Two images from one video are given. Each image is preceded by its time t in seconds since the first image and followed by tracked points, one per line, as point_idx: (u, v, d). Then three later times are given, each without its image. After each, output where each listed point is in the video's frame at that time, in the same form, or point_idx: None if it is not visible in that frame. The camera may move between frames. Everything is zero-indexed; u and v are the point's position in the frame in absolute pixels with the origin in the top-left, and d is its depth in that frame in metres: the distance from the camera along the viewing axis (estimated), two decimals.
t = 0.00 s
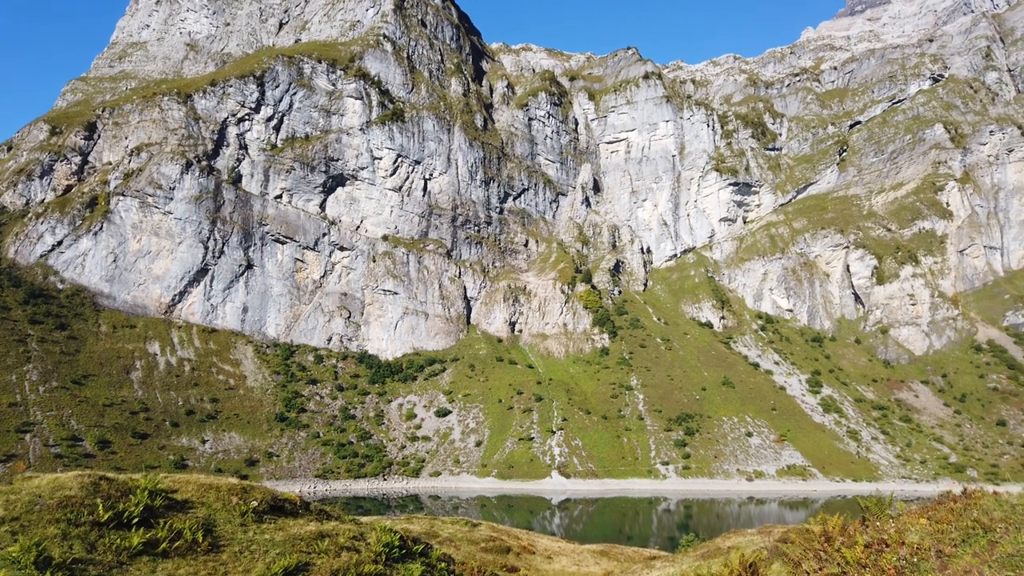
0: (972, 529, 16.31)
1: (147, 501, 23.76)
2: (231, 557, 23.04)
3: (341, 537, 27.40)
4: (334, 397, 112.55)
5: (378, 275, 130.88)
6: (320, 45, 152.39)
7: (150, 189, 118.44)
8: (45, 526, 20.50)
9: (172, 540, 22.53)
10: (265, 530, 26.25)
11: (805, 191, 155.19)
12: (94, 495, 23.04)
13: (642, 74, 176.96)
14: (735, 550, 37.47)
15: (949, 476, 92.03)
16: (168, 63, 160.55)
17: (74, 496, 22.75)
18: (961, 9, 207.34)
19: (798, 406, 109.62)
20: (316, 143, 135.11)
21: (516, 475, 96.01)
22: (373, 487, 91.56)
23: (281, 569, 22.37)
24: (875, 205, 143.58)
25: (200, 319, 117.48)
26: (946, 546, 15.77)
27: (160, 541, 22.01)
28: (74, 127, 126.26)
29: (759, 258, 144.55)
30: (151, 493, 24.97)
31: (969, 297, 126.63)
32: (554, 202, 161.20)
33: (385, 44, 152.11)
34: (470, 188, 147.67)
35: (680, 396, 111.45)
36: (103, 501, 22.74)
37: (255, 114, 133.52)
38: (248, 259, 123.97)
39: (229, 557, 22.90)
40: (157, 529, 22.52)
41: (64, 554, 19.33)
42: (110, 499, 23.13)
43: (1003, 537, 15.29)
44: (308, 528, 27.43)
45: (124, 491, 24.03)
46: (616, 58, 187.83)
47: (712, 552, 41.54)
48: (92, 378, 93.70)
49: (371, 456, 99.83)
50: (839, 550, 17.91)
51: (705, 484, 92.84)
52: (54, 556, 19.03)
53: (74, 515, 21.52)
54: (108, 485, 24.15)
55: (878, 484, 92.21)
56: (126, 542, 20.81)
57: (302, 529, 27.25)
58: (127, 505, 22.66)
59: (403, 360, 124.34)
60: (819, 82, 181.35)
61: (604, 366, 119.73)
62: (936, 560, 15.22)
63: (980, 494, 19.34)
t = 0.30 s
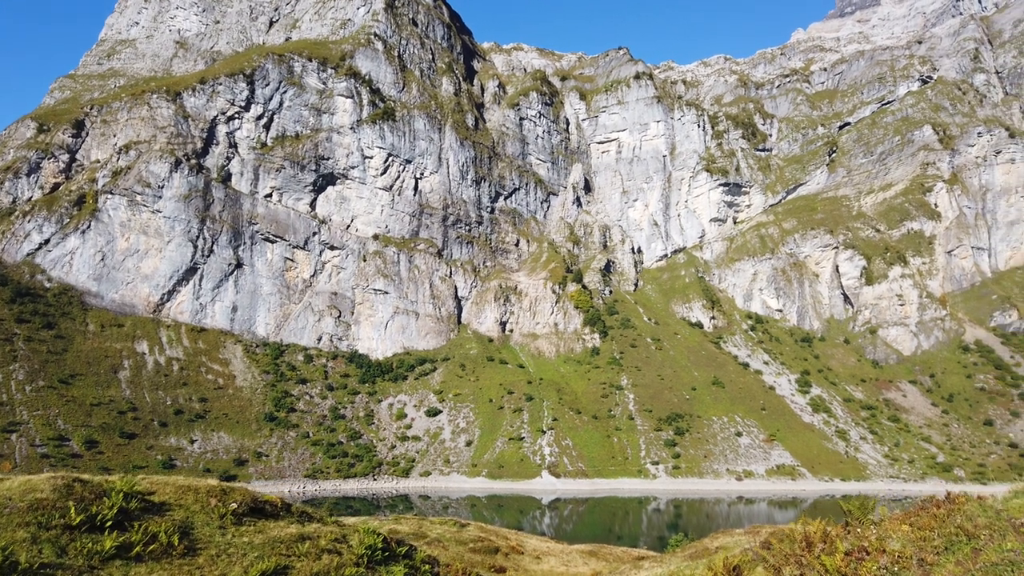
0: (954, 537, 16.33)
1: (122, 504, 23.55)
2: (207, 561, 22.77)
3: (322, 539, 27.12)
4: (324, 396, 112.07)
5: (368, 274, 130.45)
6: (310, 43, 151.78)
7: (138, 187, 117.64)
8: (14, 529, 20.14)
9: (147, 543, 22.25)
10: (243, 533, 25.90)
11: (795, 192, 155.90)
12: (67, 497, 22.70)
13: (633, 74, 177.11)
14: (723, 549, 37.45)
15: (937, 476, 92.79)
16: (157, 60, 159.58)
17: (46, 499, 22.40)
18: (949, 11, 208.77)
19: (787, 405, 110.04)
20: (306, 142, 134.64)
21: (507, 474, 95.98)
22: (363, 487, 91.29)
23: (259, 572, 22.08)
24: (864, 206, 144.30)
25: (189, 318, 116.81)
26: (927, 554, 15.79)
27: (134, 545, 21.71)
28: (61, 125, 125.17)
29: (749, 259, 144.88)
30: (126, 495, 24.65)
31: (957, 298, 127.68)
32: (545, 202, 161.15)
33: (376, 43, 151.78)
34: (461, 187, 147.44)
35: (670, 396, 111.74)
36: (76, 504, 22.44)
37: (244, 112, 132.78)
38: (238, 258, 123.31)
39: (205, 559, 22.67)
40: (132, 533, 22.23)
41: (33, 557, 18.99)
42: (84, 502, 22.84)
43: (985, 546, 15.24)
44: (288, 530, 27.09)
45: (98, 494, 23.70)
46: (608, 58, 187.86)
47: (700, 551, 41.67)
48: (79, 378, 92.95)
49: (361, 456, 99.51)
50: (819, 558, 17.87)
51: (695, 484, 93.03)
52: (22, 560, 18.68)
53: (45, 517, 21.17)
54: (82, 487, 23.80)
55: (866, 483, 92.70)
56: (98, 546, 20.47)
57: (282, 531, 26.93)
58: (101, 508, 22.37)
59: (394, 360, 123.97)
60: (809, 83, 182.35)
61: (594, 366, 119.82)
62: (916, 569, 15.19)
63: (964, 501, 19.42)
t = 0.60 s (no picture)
0: (930, 541, 16.05)
1: (88, 506, 22.57)
2: (175, 565, 21.89)
3: (297, 542, 26.52)
4: (309, 397, 111.37)
5: (353, 275, 129.74)
6: (296, 42, 151.02)
7: (120, 186, 116.43)
8: None
9: (112, 547, 21.17)
10: (215, 535, 25.08)
11: (780, 195, 157.20)
12: (30, 500, 21.55)
13: (619, 77, 177.58)
14: (702, 553, 37.20)
15: (917, 477, 93.72)
16: (141, 58, 158.28)
17: (8, 501, 21.25)
18: (932, 18, 215.80)
19: (771, 407, 110.66)
20: (291, 142, 133.89)
21: (492, 476, 95.90)
22: (347, 489, 90.84)
23: None
24: (848, 209, 145.50)
25: (172, 318, 115.67)
26: (902, 559, 15.32)
27: (100, 549, 20.59)
28: (43, 122, 123.59)
29: (734, 261, 145.36)
30: (93, 498, 23.73)
31: (938, 301, 129.48)
32: (532, 203, 161.15)
33: (362, 43, 151.21)
34: (447, 188, 147.18)
35: (655, 397, 112.11)
36: (40, 507, 21.35)
37: (229, 111, 131.79)
38: (221, 258, 122.24)
39: (173, 563, 21.90)
40: (98, 536, 21.18)
41: None
42: (48, 505, 21.76)
43: (961, 548, 14.92)
44: (262, 533, 26.43)
45: (63, 496, 22.69)
46: (594, 60, 188.15)
47: (681, 554, 41.15)
48: (59, 378, 91.75)
49: (345, 458, 99.01)
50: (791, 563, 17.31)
51: (679, 485, 93.26)
52: None
53: (7, 520, 19.96)
54: (46, 489, 22.71)
55: (848, 485, 93.36)
56: (61, 550, 19.33)
57: (256, 534, 26.25)
58: (66, 511, 21.24)
59: (378, 361, 123.39)
60: (794, 87, 184.33)
61: (580, 367, 119.91)
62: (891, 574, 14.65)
63: (941, 504, 19.29)
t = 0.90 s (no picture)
0: (882, 546, 16.62)
1: (31, 510, 20.38)
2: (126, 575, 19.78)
3: (256, 547, 24.57)
4: (275, 398, 109.92)
5: (322, 274, 128.50)
6: (266, 38, 149.25)
7: (83, 181, 113.89)
8: None
9: (56, 554, 19.08)
10: (169, 542, 22.87)
11: (748, 199, 159.24)
12: None
13: (591, 79, 178.37)
14: (668, 553, 36.55)
15: (879, 477, 95.43)
16: (106, 52, 155.25)
17: None
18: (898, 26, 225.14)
19: (738, 408, 111.94)
20: (260, 139, 132.39)
21: (460, 476, 95.52)
22: (314, 490, 89.86)
23: None
24: (814, 213, 148.21)
25: (135, 317, 113.43)
26: (851, 565, 16.06)
27: (41, 555, 18.54)
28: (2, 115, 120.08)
29: (702, 264, 146.75)
30: (38, 502, 21.51)
31: (901, 304, 132.04)
32: (503, 204, 161.20)
33: (334, 40, 150.00)
34: (418, 187, 146.64)
35: (624, 398, 112.66)
36: None
37: (196, 107, 129.80)
38: (187, 256, 120.22)
39: (120, 572, 19.75)
40: (41, 543, 19.09)
41: None
42: None
43: (912, 556, 15.60)
44: (218, 538, 24.37)
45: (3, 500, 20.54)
46: (567, 62, 188.56)
47: (647, 553, 40.37)
48: (17, 378, 89.22)
49: (312, 459, 97.85)
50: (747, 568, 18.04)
51: (647, 485, 93.86)
52: None
53: None
54: None
55: (812, 484, 94.73)
56: None
57: (209, 539, 24.06)
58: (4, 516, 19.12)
59: (347, 361, 122.26)
60: (763, 92, 186.99)
61: (550, 368, 120.09)
62: None
63: (892, 508, 19.97)
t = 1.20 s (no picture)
0: (819, 545, 16.30)
1: None
2: None
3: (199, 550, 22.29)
4: (229, 397, 107.84)
5: (279, 272, 126.65)
6: (223, 31, 146.23)
7: (29, 174, 110.08)
8: None
9: None
10: (106, 546, 20.65)
11: (705, 203, 162.09)
12: None
13: (553, 80, 179.20)
14: (621, 554, 36.09)
15: (829, 476, 97.68)
16: (55, 41, 147.47)
17: None
18: (850, 35, 244.87)
19: (693, 408, 113.51)
20: (215, 134, 129.77)
21: (418, 477, 94.95)
22: (267, 491, 88.40)
23: None
24: (769, 217, 151.33)
25: (82, 314, 110.06)
26: (787, 565, 15.47)
27: None
28: None
29: (660, 266, 148.59)
30: None
31: (851, 306, 134.78)
32: (464, 203, 160.80)
33: (293, 35, 147.69)
34: (378, 186, 145.55)
35: (583, 398, 113.27)
36: None
37: (149, 100, 126.60)
38: (138, 252, 117.20)
39: None
40: None
41: None
42: None
43: (850, 553, 15.41)
44: (157, 541, 22.14)
45: None
46: (528, 63, 188.07)
47: (601, 552, 40.32)
48: None
49: (266, 460, 96.27)
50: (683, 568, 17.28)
51: (604, 485, 94.67)
52: None
53: None
54: None
55: (764, 482, 96.61)
56: None
57: (146, 543, 21.81)
58: None
59: (304, 360, 120.56)
60: (721, 98, 192.86)
61: (509, 368, 120.20)
62: None
63: (828, 508, 20.16)
